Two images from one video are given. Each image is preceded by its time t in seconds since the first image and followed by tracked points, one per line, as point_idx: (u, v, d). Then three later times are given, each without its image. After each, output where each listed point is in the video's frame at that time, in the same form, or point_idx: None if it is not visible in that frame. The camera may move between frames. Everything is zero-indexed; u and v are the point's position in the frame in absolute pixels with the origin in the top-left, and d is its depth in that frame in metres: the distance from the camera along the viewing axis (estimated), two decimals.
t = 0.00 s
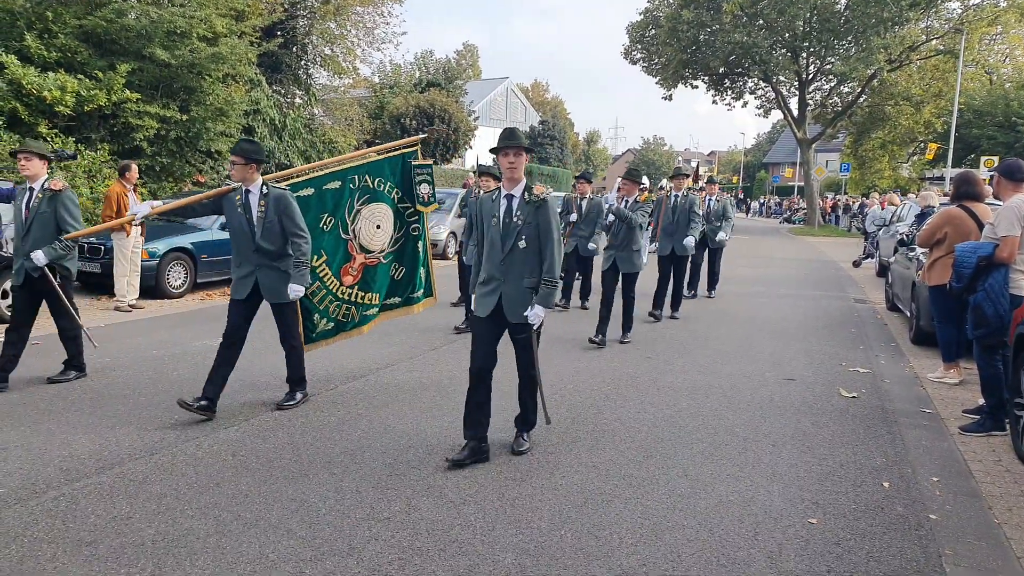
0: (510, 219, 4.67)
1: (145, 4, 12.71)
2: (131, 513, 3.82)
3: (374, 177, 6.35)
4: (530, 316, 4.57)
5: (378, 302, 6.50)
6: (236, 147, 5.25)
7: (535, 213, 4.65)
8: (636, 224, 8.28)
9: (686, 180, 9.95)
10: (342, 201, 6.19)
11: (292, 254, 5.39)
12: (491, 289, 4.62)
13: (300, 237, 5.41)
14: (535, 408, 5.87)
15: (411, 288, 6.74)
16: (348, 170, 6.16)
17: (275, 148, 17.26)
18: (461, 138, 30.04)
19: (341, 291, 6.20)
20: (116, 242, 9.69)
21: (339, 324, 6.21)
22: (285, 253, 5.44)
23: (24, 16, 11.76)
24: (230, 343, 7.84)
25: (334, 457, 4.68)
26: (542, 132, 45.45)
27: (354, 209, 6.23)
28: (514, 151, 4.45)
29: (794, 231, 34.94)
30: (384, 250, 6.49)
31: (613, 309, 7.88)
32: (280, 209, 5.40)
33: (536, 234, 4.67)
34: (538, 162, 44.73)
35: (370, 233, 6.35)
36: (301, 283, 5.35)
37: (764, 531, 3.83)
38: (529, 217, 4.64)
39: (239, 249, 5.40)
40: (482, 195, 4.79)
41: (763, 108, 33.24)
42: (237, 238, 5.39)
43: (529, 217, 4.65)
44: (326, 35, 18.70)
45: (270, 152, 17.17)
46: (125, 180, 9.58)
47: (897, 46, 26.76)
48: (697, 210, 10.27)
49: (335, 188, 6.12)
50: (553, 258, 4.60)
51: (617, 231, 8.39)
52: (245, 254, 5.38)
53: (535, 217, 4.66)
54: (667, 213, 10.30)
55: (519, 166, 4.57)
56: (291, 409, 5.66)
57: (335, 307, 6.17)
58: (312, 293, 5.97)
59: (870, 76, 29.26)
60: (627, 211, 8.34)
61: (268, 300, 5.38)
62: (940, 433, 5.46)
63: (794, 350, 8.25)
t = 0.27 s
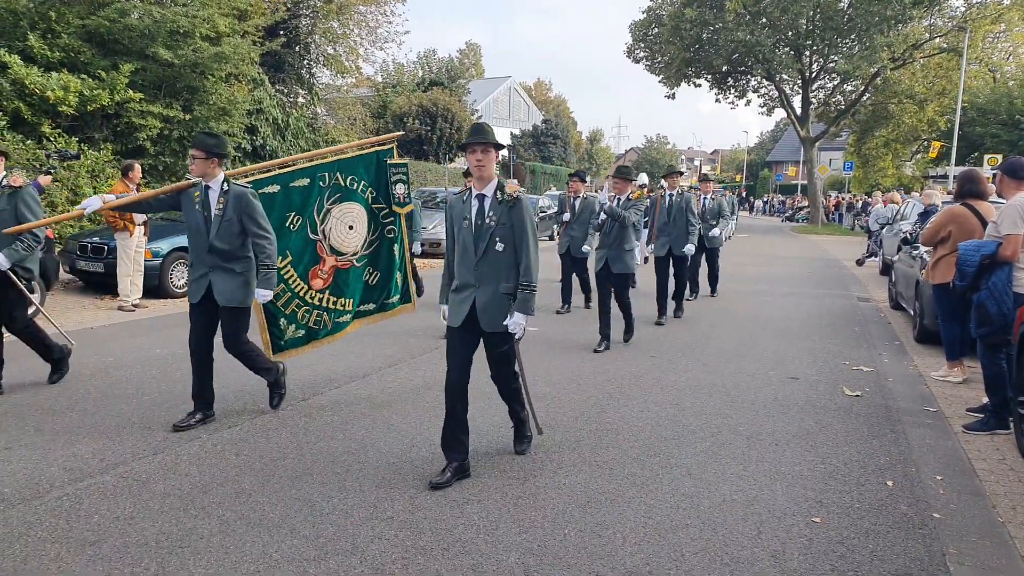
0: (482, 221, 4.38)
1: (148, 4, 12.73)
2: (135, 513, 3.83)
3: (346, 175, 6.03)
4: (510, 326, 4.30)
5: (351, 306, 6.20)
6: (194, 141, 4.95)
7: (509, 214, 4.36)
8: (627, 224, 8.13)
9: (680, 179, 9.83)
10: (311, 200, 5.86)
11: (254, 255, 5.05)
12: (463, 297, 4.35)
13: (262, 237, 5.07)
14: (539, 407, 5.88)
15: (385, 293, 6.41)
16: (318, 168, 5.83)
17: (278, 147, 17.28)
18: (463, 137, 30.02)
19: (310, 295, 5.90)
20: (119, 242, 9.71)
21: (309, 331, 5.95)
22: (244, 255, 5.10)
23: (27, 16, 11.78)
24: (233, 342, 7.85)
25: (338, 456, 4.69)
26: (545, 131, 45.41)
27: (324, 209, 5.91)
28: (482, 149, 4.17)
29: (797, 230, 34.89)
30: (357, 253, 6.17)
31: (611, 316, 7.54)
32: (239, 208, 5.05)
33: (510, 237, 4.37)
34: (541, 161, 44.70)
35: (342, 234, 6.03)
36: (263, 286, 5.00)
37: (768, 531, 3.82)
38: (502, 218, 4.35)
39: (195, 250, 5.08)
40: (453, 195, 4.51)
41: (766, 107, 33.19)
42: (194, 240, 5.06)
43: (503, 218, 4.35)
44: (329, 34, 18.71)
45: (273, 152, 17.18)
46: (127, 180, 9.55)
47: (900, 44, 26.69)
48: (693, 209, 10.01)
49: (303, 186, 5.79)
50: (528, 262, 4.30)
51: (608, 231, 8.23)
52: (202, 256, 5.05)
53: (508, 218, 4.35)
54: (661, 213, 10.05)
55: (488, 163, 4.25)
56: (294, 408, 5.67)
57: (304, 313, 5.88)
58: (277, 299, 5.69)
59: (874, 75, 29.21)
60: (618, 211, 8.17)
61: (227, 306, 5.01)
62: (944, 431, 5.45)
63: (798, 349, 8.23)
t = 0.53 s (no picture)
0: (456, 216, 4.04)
1: (148, 4, 12.72)
2: (138, 512, 3.84)
3: (321, 177, 5.48)
4: (486, 327, 3.91)
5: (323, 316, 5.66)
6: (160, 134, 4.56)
7: (487, 210, 4.02)
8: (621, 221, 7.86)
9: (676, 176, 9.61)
10: (281, 201, 5.38)
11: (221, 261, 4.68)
12: (438, 300, 4.00)
13: (230, 241, 4.69)
14: (540, 405, 5.87)
15: (359, 302, 5.84)
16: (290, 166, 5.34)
17: (278, 147, 17.29)
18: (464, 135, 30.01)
19: (277, 301, 5.41)
20: (120, 243, 9.72)
21: (279, 340, 5.48)
22: (211, 258, 4.73)
23: (26, 17, 11.78)
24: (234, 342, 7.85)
25: (340, 455, 4.69)
26: (545, 129, 45.37)
27: (297, 210, 5.40)
28: (456, 139, 3.90)
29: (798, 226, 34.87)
30: (332, 259, 5.60)
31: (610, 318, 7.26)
32: (206, 209, 4.66)
33: (487, 233, 4.02)
34: (542, 159, 44.67)
35: (313, 237, 5.46)
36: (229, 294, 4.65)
37: (769, 527, 3.82)
38: (479, 214, 4.01)
39: (159, 252, 4.71)
40: (422, 189, 4.16)
41: (766, 104, 33.15)
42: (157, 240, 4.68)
43: (481, 213, 4.01)
44: (329, 33, 18.71)
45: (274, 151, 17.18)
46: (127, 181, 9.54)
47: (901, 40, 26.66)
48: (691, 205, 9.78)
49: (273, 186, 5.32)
50: (507, 260, 3.99)
51: (602, 229, 7.98)
52: (166, 258, 4.68)
53: (487, 214, 4.02)
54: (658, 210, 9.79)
55: (462, 154, 3.95)
56: (296, 408, 5.66)
57: (271, 320, 5.40)
58: (242, 303, 5.25)
59: (874, 71, 29.17)
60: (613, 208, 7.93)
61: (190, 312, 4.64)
62: (946, 427, 5.44)
63: (799, 345, 8.22)
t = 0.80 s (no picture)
0: (430, 221, 3.63)
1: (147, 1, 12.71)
2: (139, 510, 3.84)
3: (297, 182, 5.28)
4: (452, 344, 3.49)
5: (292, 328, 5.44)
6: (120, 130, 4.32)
7: (464, 215, 3.62)
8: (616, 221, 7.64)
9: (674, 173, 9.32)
10: (254, 206, 5.18)
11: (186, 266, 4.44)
12: (404, 312, 3.63)
13: (196, 245, 4.47)
14: (542, 402, 5.87)
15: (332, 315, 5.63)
16: (265, 172, 5.15)
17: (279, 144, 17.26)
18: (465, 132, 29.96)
19: (241, 312, 5.19)
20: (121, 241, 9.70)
21: (238, 351, 5.24)
22: (175, 264, 4.48)
23: (25, 16, 11.77)
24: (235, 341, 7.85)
25: (341, 452, 4.69)
26: (547, 125, 45.29)
27: (268, 217, 5.20)
28: (435, 137, 3.53)
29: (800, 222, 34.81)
30: (303, 268, 5.38)
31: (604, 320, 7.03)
32: (171, 211, 4.44)
33: (462, 242, 3.63)
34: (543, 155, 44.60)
35: (287, 247, 5.27)
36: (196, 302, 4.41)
37: (771, 523, 3.82)
38: (455, 221, 3.61)
39: (119, 257, 4.44)
40: (395, 189, 3.76)
41: (767, 99, 33.08)
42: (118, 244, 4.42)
43: (457, 219, 3.61)
44: (329, 30, 18.68)
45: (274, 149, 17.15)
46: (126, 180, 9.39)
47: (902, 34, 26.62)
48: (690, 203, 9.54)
49: (246, 192, 5.12)
50: (482, 271, 3.58)
51: (598, 229, 7.79)
52: (127, 264, 4.41)
53: (463, 219, 3.62)
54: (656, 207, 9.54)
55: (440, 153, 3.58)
56: (298, 405, 5.66)
57: (233, 330, 5.18)
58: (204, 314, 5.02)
59: (876, 66, 29.09)
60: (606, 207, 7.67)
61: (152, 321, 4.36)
62: (948, 423, 5.44)
63: (801, 341, 8.21)
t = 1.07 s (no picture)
0: (393, 213, 3.39)
1: None
2: (141, 508, 3.84)
3: (270, 173, 4.90)
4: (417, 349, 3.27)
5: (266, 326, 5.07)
6: (71, 117, 4.09)
7: (428, 206, 3.37)
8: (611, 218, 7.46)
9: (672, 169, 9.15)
10: (223, 198, 4.79)
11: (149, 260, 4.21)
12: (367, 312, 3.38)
13: (160, 238, 4.23)
14: (543, 399, 5.86)
15: (311, 312, 5.26)
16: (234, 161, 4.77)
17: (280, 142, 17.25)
18: (466, 130, 29.95)
19: (211, 310, 4.82)
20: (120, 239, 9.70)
21: (206, 350, 4.85)
22: (140, 259, 4.28)
23: (27, 13, 11.78)
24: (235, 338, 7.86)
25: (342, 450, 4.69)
26: (547, 123, 45.25)
27: (238, 210, 4.84)
28: (395, 119, 3.30)
29: (801, 220, 34.78)
30: (278, 263, 5.03)
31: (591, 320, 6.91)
32: (131, 202, 4.22)
33: (428, 236, 3.37)
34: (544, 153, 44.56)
35: (261, 241, 4.94)
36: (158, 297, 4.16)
37: (771, 520, 3.82)
38: (418, 212, 3.36)
39: (81, 253, 4.24)
40: (360, 179, 3.55)
41: (769, 97, 33.04)
42: (79, 238, 4.24)
43: (421, 211, 3.37)
44: (330, 27, 18.68)
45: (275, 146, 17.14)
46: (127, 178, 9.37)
47: (904, 32, 26.59)
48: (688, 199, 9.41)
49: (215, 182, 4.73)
50: (448, 266, 3.31)
51: (590, 225, 7.59)
52: (90, 258, 4.23)
53: (428, 210, 3.37)
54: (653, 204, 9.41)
55: (399, 137, 3.35)
56: (299, 402, 5.67)
57: (203, 329, 4.80)
58: (170, 311, 4.63)
59: (877, 63, 29.05)
60: (597, 202, 7.48)
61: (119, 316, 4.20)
62: (949, 420, 5.44)
63: (802, 339, 8.20)
